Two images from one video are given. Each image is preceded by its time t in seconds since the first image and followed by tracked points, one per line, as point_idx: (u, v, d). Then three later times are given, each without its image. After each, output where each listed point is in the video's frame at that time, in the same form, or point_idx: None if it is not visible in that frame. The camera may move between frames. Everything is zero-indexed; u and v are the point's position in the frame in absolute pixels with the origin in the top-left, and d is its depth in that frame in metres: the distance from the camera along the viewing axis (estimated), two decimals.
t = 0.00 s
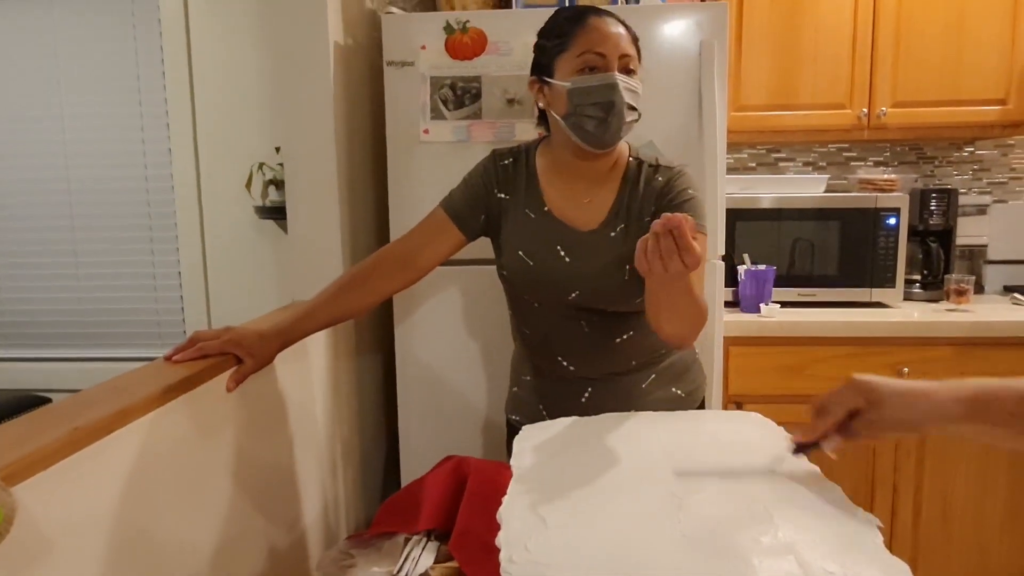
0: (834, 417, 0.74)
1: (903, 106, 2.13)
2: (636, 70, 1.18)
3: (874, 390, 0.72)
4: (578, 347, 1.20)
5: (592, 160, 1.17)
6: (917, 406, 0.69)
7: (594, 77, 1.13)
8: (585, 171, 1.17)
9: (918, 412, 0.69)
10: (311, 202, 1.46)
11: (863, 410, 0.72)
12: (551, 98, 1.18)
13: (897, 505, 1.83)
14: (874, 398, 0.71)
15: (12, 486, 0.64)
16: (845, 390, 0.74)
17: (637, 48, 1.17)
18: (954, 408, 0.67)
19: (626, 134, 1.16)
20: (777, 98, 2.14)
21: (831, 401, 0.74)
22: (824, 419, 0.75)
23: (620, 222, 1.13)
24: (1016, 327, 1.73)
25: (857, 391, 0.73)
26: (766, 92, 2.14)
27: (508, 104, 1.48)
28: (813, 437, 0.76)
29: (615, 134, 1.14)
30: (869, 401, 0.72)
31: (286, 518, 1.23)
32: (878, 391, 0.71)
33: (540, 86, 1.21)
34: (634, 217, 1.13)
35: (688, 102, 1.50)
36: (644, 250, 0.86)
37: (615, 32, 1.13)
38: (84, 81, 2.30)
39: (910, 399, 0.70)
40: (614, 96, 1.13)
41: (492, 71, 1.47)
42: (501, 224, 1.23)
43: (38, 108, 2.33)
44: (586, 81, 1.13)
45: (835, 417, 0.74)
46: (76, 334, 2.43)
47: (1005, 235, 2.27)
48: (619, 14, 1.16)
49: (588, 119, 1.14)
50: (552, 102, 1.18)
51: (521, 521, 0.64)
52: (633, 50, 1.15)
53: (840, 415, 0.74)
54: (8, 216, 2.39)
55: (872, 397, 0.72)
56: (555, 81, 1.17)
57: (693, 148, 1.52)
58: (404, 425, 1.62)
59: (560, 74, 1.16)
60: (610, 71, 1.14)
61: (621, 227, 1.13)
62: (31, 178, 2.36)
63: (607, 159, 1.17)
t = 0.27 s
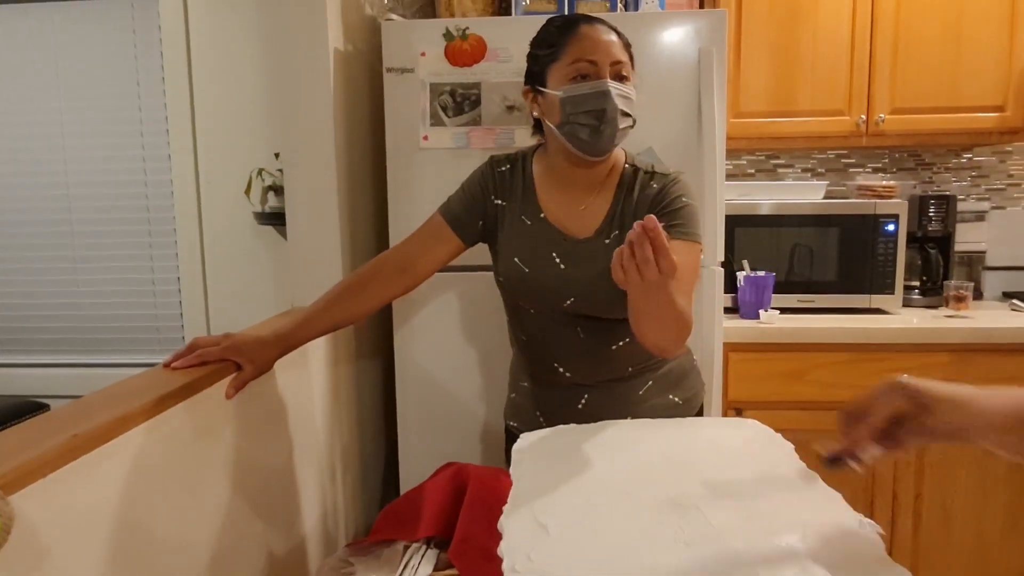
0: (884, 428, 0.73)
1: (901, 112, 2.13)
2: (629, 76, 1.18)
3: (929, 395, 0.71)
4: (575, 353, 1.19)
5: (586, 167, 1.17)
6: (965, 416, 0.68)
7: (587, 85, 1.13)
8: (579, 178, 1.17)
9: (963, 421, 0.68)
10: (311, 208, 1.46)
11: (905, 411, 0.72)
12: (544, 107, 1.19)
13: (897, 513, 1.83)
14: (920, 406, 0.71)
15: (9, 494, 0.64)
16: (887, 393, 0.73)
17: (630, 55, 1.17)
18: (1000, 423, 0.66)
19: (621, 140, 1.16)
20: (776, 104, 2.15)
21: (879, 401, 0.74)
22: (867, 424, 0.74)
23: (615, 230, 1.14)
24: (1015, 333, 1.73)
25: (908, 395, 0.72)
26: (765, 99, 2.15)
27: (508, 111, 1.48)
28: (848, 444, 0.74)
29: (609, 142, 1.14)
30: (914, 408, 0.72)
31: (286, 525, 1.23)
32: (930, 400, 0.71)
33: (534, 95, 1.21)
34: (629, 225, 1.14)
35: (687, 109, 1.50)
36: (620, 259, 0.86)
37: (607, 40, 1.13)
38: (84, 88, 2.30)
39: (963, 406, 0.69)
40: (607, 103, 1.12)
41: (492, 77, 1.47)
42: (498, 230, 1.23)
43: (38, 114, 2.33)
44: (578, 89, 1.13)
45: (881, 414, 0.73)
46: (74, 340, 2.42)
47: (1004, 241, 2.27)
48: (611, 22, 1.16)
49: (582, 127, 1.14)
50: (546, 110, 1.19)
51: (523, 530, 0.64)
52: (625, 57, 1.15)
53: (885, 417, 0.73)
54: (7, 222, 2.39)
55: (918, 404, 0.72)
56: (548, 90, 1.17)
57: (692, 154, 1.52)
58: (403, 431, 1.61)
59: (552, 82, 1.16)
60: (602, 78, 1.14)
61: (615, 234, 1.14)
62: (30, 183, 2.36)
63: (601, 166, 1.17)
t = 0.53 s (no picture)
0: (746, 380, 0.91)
1: (901, 114, 2.13)
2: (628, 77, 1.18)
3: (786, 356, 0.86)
4: (574, 354, 1.19)
5: (584, 168, 1.17)
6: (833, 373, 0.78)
7: (584, 87, 1.13)
8: (578, 178, 1.18)
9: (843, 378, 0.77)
10: (310, 209, 1.46)
11: (757, 371, 0.89)
12: (542, 108, 1.19)
13: (897, 514, 1.83)
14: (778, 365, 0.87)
15: (7, 495, 0.63)
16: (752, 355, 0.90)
17: (628, 57, 1.17)
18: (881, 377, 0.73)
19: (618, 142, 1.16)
20: (775, 106, 2.15)
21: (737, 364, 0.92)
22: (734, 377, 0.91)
23: (614, 230, 1.14)
24: (1015, 335, 1.73)
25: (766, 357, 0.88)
26: (764, 101, 2.15)
27: (508, 113, 1.48)
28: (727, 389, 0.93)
29: (606, 144, 1.15)
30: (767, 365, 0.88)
31: (285, 527, 1.22)
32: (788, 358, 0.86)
33: (532, 96, 1.21)
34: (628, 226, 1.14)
35: (686, 110, 1.50)
36: (610, 263, 0.86)
37: (604, 42, 1.12)
38: (83, 90, 2.30)
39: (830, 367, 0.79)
40: (603, 106, 1.12)
41: (491, 79, 1.47)
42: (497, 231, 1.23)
43: (37, 116, 2.33)
44: (575, 91, 1.13)
45: (740, 375, 0.91)
46: (74, 342, 2.42)
47: (1003, 243, 2.27)
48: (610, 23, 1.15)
49: (578, 129, 1.14)
50: (544, 111, 1.19)
51: (524, 531, 0.64)
52: (623, 59, 1.15)
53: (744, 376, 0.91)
54: (6, 224, 2.39)
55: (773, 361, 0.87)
56: (546, 91, 1.17)
57: (691, 155, 1.52)
58: (403, 433, 1.61)
59: (550, 84, 1.16)
60: (600, 80, 1.14)
61: (615, 235, 1.14)
62: (29, 185, 2.36)
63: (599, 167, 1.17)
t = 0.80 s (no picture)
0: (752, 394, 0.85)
1: (900, 114, 2.14)
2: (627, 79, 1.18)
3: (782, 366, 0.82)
4: (574, 353, 1.19)
5: (582, 169, 1.17)
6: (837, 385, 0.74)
7: (581, 89, 1.13)
8: (576, 178, 1.18)
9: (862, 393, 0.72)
10: (310, 209, 1.46)
11: (766, 383, 0.83)
12: (541, 108, 1.19)
13: (897, 514, 1.83)
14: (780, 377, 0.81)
15: (4, 494, 0.63)
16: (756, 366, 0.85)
17: (627, 58, 1.16)
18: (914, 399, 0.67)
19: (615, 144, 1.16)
20: (774, 106, 2.15)
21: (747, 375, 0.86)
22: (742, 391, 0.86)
23: (614, 228, 1.14)
24: (1015, 334, 1.73)
25: (767, 369, 0.83)
26: (763, 101, 2.15)
27: (507, 113, 1.48)
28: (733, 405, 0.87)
29: (602, 146, 1.14)
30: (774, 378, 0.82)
31: (284, 527, 1.22)
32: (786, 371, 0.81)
33: (531, 95, 1.21)
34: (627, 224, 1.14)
35: (685, 110, 1.50)
36: (624, 245, 0.86)
37: (603, 43, 1.12)
38: (82, 90, 2.30)
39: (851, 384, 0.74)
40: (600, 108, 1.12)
41: (490, 79, 1.47)
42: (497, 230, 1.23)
43: (36, 117, 2.33)
44: (572, 93, 1.13)
45: (749, 388, 0.85)
46: (73, 343, 2.42)
47: (1003, 242, 2.27)
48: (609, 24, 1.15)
49: (575, 131, 1.14)
50: (542, 111, 1.19)
51: (525, 531, 0.64)
52: (621, 60, 1.15)
53: (753, 389, 0.85)
54: (5, 225, 2.39)
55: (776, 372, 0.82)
56: (544, 91, 1.17)
57: (691, 155, 1.52)
58: (402, 433, 1.61)
59: (548, 85, 1.16)
60: (597, 82, 1.13)
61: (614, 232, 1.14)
62: (28, 186, 2.36)
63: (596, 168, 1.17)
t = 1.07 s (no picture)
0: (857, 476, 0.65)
1: (900, 114, 2.14)
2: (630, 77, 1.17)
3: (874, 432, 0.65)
4: (573, 353, 1.19)
5: (584, 168, 1.17)
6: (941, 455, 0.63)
7: (583, 87, 1.13)
8: (577, 178, 1.17)
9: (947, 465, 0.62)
10: (309, 209, 1.46)
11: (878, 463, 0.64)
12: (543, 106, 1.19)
13: (897, 514, 1.83)
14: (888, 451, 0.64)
15: (4, 495, 0.63)
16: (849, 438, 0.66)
17: (629, 56, 1.16)
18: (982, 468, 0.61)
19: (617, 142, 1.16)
20: (774, 106, 2.15)
21: (849, 453, 0.65)
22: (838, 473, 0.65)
23: (614, 228, 1.14)
24: (1015, 334, 1.73)
25: (870, 437, 0.65)
26: (763, 101, 2.15)
27: (507, 113, 1.48)
28: (819, 496, 0.64)
29: (604, 144, 1.14)
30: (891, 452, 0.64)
31: (284, 528, 1.22)
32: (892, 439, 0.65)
33: (533, 94, 1.21)
34: (627, 224, 1.14)
35: (685, 111, 1.50)
36: (630, 272, 0.86)
37: (604, 41, 1.12)
38: (82, 90, 2.30)
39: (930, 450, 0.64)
40: (603, 106, 1.12)
41: (490, 79, 1.47)
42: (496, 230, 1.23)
43: (36, 118, 2.33)
44: (574, 91, 1.13)
45: (852, 472, 0.64)
46: (73, 343, 2.42)
47: (1003, 242, 2.27)
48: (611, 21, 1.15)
49: (577, 129, 1.14)
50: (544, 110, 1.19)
51: (525, 530, 0.64)
52: (623, 58, 1.15)
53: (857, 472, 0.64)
54: (5, 225, 2.39)
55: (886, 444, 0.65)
56: (545, 90, 1.17)
57: (691, 155, 1.52)
58: (402, 433, 1.61)
59: (550, 83, 1.16)
60: (599, 80, 1.13)
61: (615, 232, 1.13)
62: (28, 187, 2.36)
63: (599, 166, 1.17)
